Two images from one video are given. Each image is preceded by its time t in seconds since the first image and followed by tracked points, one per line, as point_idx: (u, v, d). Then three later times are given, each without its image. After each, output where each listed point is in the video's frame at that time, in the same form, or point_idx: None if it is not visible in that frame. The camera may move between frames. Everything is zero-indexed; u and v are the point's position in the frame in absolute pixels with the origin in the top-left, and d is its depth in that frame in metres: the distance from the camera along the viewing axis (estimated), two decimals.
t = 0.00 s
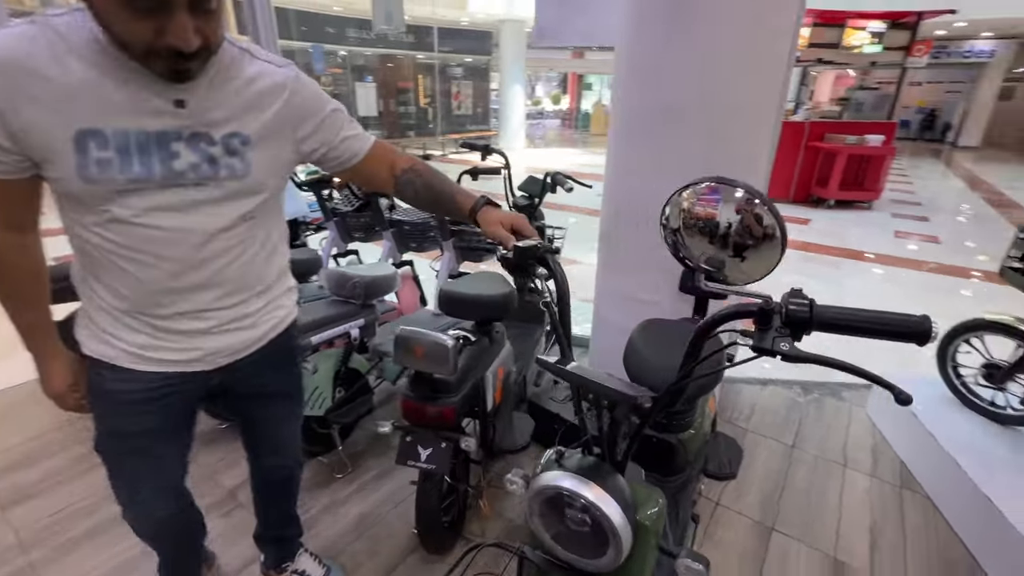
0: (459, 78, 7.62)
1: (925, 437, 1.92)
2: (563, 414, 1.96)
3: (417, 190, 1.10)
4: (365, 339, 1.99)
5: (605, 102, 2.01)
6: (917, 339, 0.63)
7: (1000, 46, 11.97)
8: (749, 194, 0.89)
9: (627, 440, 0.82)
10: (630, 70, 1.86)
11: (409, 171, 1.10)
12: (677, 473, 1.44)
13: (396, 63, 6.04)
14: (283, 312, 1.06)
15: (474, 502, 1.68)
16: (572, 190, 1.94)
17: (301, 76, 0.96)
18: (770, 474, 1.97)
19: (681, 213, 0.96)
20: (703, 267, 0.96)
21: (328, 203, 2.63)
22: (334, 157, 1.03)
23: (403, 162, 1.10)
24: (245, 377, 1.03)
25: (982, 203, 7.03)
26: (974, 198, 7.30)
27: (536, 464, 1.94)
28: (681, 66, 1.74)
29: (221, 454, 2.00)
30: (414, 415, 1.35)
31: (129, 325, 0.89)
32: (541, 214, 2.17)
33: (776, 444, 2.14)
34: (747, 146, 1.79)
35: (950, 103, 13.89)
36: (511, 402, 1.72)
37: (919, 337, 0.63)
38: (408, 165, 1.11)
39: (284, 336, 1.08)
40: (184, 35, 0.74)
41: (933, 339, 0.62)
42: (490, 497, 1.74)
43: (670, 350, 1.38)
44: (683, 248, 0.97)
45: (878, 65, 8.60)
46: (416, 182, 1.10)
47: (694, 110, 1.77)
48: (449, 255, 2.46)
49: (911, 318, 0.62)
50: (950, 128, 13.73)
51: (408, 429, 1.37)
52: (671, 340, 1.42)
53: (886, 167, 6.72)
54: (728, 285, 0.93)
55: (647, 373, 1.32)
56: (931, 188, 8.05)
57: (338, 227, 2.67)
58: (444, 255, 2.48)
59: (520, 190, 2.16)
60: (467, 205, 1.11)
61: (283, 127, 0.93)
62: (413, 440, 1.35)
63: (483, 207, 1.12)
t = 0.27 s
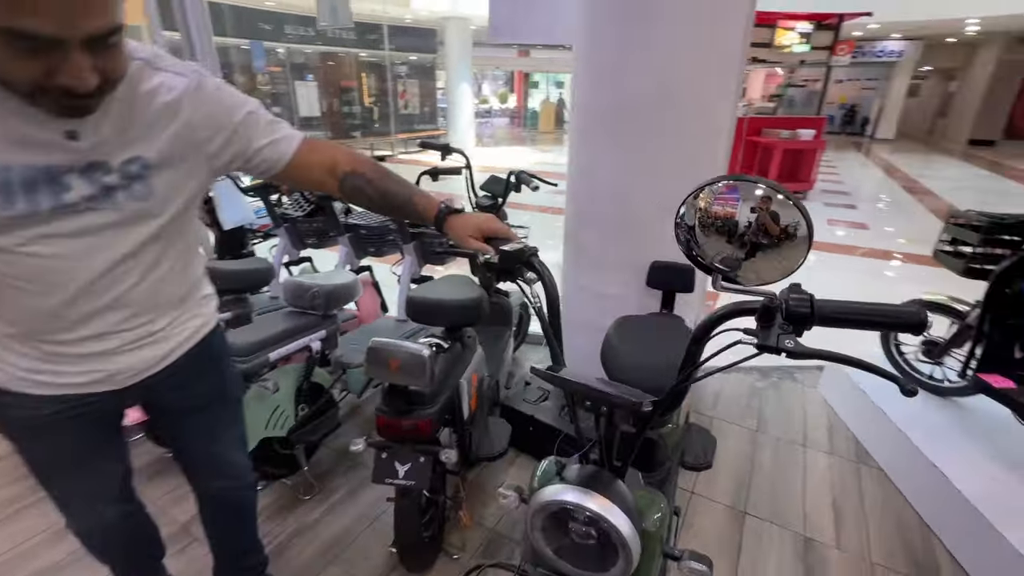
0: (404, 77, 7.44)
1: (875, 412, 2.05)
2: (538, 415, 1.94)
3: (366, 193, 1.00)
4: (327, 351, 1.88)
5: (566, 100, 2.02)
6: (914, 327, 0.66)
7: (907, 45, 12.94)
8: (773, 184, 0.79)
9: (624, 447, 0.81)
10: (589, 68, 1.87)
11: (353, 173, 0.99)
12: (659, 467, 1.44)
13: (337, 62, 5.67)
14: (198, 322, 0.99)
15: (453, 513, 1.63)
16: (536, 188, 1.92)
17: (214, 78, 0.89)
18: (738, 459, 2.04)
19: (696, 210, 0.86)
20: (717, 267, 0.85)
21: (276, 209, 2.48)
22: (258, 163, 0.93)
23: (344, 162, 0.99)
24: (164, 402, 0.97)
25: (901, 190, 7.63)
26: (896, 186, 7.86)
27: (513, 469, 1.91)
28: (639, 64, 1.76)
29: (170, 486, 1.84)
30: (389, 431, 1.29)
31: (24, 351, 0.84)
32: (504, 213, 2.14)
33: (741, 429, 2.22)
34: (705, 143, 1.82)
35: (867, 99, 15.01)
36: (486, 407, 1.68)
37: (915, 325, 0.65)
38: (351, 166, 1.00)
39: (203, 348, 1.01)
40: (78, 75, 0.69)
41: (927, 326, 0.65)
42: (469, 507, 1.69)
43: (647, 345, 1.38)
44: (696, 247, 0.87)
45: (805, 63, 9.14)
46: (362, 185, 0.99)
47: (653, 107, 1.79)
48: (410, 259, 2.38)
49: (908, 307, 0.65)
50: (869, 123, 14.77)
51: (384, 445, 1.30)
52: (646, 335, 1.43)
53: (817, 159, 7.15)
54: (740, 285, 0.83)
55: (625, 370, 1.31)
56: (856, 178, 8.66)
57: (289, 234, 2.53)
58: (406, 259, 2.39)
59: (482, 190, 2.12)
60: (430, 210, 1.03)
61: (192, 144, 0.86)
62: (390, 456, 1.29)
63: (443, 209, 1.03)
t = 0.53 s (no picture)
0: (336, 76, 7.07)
1: (819, 391, 2.16)
2: (502, 421, 1.88)
3: (288, 199, 0.87)
4: (269, 370, 1.71)
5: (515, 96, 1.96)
6: (903, 316, 0.72)
7: (816, 45, 13.98)
8: (787, 178, 0.86)
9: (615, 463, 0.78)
10: (539, 63, 1.82)
11: (267, 177, 0.85)
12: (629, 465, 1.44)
13: (263, 56, 5.27)
14: (74, 348, 0.85)
15: (418, 533, 1.54)
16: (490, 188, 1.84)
17: (76, 77, 0.72)
18: (699, 447, 2.07)
19: (705, 207, 0.95)
20: (727, 265, 0.97)
21: (201, 216, 2.25)
22: (142, 175, 0.76)
23: (255, 165, 0.84)
24: (55, 448, 0.84)
25: (819, 179, 8.22)
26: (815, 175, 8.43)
27: (478, 480, 1.84)
28: (590, 60, 1.73)
29: (84, 539, 1.60)
30: (345, 455, 1.18)
31: None
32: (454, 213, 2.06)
33: (699, 417, 2.26)
34: (658, 140, 1.82)
35: (782, 95, 16.09)
36: (448, 418, 1.61)
37: (905, 313, 0.71)
38: (263, 168, 0.85)
39: (79, 380, 0.84)
40: None
41: (920, 314, 0.71)
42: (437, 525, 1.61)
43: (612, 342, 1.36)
44: (706, 245, 0.98)
45: (729, 61, 9.61)
46: (281, 190, 0.86)
47: (605, 103, 1.77)
48: (356, 264, 2.25)
49: (895, 299, 0.71)
50: (786, 116, 15.78)
51: (341, 471, 1.20)
52: (609, 331, 1.41)
53: (745, 151, 7.56)
54: (749, 283, 0.96)
55: (592, 369, 1.27)
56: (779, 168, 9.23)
57: (218, 243, 2.30)
58: (352, 265, 2.26)
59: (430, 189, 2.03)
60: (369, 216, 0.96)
61: (55, 159, 0.70)
62: (349, 482, 1.18)
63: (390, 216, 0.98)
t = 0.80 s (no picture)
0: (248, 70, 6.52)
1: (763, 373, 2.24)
2: (461, 433, 1.79)
3: (193, 210, 0.76)
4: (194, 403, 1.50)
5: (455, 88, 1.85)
6: (903, 312, 0.72)
7: (727, 43, 14.82)
8: (830, 173, 0.81)
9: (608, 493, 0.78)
10: (480, 53, 1.72)
11: (164, 187, 0.73)
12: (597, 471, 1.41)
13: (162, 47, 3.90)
14: None
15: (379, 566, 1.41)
16: (434, 187, 1.73)
17: None
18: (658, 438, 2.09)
19: (731, 208, 0.86)
20: (752, 273, 0.88)
21: (96, 231, 1.96)
22: None
23: (149, 174, 0.72)
24: None
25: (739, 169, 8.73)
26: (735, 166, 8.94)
27: (439, 497, 1.74)
28: (535, 51, 1.67)
29: None
30: (292, 495, 1.05)
31: None
32: (395, 215, 1.93)
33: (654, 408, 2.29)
34: (605, 135, 1.80)
35: (700, 90, 16.96)
36: (404, 437, 1.49)
37: (905, 311, 0.71)
38: (159, 177, 0.74)
39: None
40: None
41: (914, 312, 0.71)
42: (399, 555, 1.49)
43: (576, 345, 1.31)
44: (729, 251, 0.89)
45: (651, 58, 9.95)
46: (182, 201, 0.75)
47: (552, 97, 1.72)
48: (288, 276, 2.07)
49: (895, 294, 0.71)
50: (705, 111, 16.62)
51: (287, 514, 1.06)
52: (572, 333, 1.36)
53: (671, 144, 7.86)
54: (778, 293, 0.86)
55: (556, 377, 1.22)
56: (702, 160, 9.71)
57: (119, 260, 2.01)
58: (283, 277, 2.08)
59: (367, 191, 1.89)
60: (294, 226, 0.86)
61: None
62: (299, 526, 1.05)
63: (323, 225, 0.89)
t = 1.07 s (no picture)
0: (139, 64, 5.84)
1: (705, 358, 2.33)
2: (414, 447, 1.70)
3: (79, 230, 0.68)
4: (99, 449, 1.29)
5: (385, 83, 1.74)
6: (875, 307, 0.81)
7: (643, 39, 15.42)
8: (857, 172, 0.62)
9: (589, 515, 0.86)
10: (413, 46, 1.63)
11: (44, 206, 0.66)
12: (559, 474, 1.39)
13: None
14: None
15: None
16: (370, 189, 1.62)
17: None
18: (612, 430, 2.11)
19: (743, 212, 0.67)
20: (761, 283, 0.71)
21: None
22: None
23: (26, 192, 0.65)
24: None
25: (662, 160, 9.12)
26: (658, 157, 9.33)
27: (396, 517, 1.64)
28: (472, 44, 1.60)
29: None
30: (230, 546, 0.94)
31: None
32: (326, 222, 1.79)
33: (605, 400, 2.32)
34: (546, 130, 1.77)
35: (619, 85, 17.55)
36: (353, 461, 1.38)
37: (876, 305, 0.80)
38: (37, 196, 0.66)
39: None
40: None
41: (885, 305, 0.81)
42: None
43: (533, 352, 1.26)
44: (736, 258, 0.70)
45: (573, 53, 10.11)
46: (67, 219, 0.67)
47: (491, 92, 1.66)
48: (206, 293, 1.85)
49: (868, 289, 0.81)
50: (626, 105, 17.22)
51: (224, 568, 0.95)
52: (527, 339, 1.32)
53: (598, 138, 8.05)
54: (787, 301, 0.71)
55: (512, 384, 1.17)
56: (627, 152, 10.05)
57: None
58: (200, 296, 1.86)
59: (293, 196, 1.74)
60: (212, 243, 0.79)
61: None
62: None
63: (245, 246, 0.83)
